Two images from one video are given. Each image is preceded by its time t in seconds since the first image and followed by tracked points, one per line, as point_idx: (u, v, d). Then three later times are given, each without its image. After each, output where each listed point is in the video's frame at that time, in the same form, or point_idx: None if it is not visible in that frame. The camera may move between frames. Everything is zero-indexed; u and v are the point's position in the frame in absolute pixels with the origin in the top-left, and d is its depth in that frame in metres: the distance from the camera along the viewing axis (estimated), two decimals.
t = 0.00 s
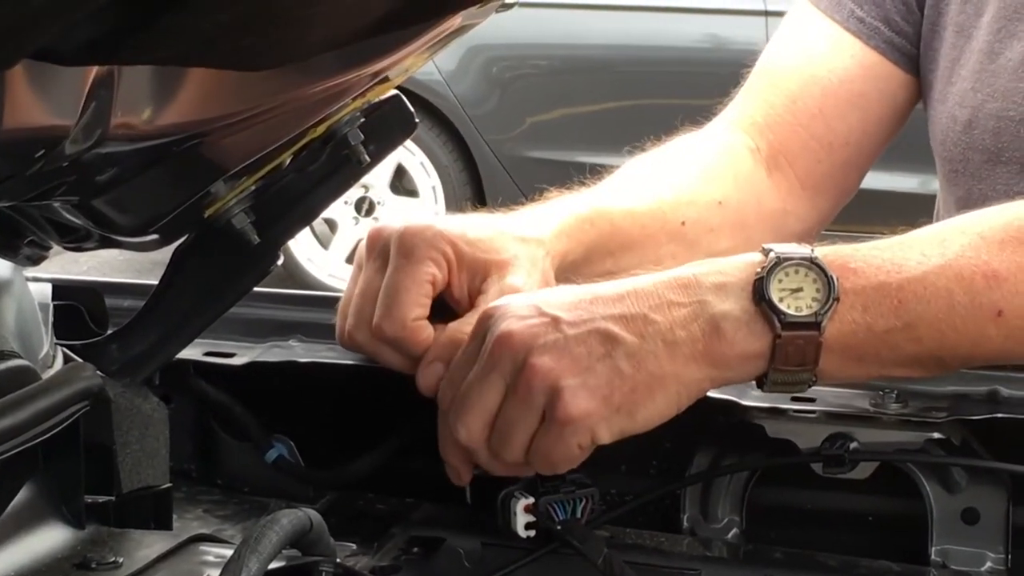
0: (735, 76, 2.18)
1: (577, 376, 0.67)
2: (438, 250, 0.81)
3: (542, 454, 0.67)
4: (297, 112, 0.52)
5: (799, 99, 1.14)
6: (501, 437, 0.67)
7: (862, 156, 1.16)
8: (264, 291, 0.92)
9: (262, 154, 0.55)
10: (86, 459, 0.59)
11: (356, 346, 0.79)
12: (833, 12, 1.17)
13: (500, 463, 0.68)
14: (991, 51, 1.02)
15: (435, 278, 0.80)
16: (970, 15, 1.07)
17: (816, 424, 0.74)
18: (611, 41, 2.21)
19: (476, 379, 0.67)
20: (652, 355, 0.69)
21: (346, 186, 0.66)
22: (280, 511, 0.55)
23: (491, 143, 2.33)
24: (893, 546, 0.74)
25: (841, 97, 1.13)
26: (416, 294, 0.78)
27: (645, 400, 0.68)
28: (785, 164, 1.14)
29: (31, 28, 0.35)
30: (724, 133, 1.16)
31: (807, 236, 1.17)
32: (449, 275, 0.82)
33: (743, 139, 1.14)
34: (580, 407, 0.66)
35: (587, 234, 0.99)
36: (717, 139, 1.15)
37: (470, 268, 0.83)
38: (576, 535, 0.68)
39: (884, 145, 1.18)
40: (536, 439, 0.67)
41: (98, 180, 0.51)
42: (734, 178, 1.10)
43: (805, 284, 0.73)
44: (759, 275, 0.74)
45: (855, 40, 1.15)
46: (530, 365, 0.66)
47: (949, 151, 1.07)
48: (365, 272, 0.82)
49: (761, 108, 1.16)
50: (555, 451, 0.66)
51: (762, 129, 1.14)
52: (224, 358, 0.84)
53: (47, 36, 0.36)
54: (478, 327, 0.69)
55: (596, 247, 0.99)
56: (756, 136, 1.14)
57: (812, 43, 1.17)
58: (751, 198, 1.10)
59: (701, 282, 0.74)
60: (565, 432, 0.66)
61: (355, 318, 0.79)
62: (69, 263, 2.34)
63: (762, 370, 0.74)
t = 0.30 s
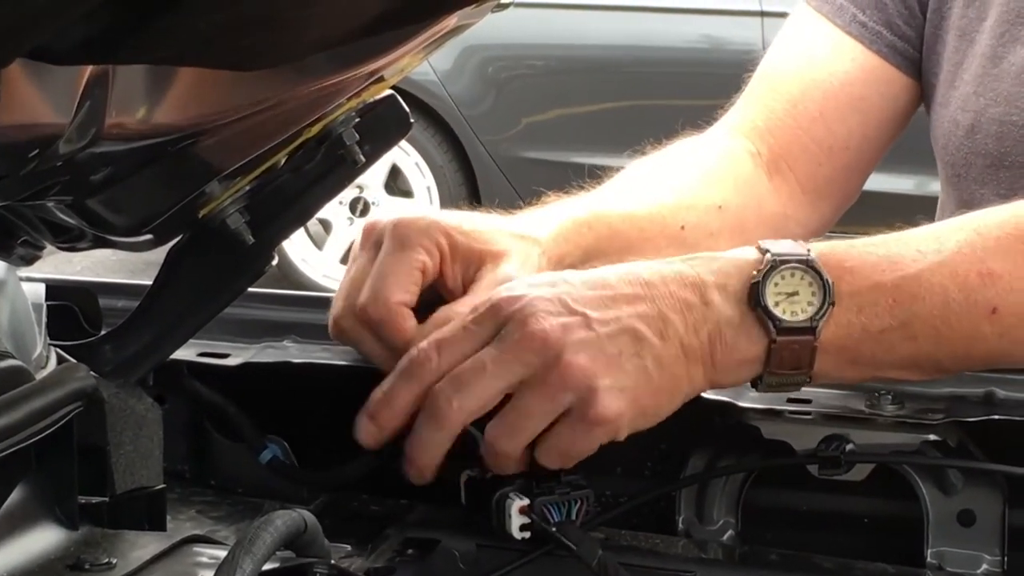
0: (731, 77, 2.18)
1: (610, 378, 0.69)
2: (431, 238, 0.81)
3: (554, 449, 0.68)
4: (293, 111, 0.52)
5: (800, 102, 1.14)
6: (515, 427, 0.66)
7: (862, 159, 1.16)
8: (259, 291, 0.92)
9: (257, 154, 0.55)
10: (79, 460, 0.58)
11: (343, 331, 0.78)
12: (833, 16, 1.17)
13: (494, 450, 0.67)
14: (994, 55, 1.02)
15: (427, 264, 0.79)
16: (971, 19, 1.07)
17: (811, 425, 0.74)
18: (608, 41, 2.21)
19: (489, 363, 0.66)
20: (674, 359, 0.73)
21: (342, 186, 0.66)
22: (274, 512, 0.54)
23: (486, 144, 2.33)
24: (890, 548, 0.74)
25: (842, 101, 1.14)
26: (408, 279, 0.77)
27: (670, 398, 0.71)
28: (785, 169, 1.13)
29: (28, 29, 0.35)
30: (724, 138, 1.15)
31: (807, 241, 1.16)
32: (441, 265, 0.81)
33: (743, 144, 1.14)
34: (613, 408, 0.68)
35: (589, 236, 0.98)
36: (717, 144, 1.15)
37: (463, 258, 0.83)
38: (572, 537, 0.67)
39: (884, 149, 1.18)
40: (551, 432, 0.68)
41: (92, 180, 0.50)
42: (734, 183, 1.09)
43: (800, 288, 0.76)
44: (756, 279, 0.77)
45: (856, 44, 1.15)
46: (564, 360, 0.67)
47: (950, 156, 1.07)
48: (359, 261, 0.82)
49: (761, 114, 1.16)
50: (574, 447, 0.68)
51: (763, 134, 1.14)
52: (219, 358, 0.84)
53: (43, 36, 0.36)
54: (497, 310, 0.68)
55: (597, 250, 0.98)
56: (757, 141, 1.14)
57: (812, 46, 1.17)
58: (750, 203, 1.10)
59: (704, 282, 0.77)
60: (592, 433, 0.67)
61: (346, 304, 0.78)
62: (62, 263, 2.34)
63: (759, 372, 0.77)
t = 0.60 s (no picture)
0: (728, 77, 2.18)
1: (615, 421, 0.66)
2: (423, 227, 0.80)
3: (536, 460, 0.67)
4: (289, 110, 0.51)
5: (797, 101, 1.14)
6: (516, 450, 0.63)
7: (859, 160, 1.17)
8: (255, 291, 0.92)
9: (254, 153, 0.55)
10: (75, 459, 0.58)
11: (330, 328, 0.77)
12: (829, 15, 1.18)
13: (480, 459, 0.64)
14: (991, 57, 1.02)
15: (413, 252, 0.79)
16: (967, 22, 1.08)
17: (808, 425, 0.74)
18: (606, 40, 2.21)
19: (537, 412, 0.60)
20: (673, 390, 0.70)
21: (338, 185, 0.66)
22: (271, 512, 0.54)
23: (484, 143, 2.32)
24: (885, 548, 0.74)
25: (838, 99, 1.14)
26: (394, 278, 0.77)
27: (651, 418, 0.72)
28: (781, 168, 1.13)
29: (21, 28, 0.35)
30: (719, 136, 1.15)
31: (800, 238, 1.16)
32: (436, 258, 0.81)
33: (739, 142, 1.14)
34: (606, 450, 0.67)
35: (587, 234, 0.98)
36: (712, 142, 1.14)
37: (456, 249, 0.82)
38: (568, 537, 0.67)
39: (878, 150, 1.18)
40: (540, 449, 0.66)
41: (88, 179, 0.50)
42: (730, 182, 1.09)
43: (802, 318, 0.72)
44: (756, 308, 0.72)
45: (851, 43, 1.16)
46: (586, 408, 0.63)
47: (949, 157, 1.08)
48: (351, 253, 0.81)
49: (757, 112, 1.15)
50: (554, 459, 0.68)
51: (759, 132, 1.14)
52: (216, 358, 0.84)
53: (38, 35, 0.36)
54: (564, 346, 0.61)
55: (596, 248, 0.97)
56: (754, 139, 1.14)
57: (808, 45, 1.17)
58: (748, 201, 1.09)
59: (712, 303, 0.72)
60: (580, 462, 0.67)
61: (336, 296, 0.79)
62: (59, 262, 2.34)
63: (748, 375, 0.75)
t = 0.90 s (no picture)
0: (728, 76, 2.19)
1: (582, 392, 0.67)
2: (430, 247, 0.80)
3: (536, 460, 0.68)
4: (289, 109, 0.51)
5: (797, 106, 1.14)
6: (493, 432, 0.67)
7: (860, 164, 1.17)
8: (255, 291, 0.92)
9: (253, 152, 0.55)
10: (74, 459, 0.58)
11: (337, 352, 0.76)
12: (830, 19, 1.17)
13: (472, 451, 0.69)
14: (994, 64, 1.02)
15: (421, 279, 0.79)
16: (969, 28, 1.07)
17: (808, 426, 0.74)
18: (606, 40, 2.21)
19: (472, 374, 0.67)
20: (652, 370, 0.70)
21: (338, 185, 0.66)
22: (270, 512, 0.54)
23: (483, 143, 2.32)
24: (885, 549, 0.74)
25: (838, 104, 1.14)
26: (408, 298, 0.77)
27: (648, 415, 0.70)
28: (780, 171, 1.14)
29: (19, 27, 0.35)
30: (718, 139, 1.16)
31: (799, 244, 1.17)
32: (438, 279, 0.81)
33: (738, 146, 1.15)
34: (585, 422, 0.66)
35: (586, 233, 0.99)
36: (711, 145, 1.15)
37: (460, 274, 0.83)
38: (567, 537, 0.67)
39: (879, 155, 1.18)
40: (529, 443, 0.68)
41: (87, 179, 0.50)
42: (729, 185, 1.10)
43: (794, 296, 0.73)
44: (748, 288, 0.74)
45: (848, 46, 1.15)
46: (535, 374, 0.66)
47: (951, 163, 1.07)
48: (354, 271, 0.82)
49: (756, 116, 1.16)
50: (553, 458, 0.67)
51: (759, 136, 1.15)
52: (215, 358, 0.84)
53: (36, 35, 0.36)
54: (487, 318, 0.67)
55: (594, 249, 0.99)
56: (752, 143, 1.15)
57: (808, 48, 1.17)
58: (745, 205, 1.10)
59: (693, 290, 0.74)
60: (566, 443, 0.67)
61: (338, 316, 0.77)
62: (58, 262, 2.33)
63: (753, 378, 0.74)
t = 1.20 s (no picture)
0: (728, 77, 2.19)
1: (573, 365, 0.67)
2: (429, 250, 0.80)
3: (507, 422, 0.67)
4: (288, 109, 0.51)
5: (803, 115, 1.15)
6: (470, 382, 0.66)
7: (865, 173, 1.17)
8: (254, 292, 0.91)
9: (253, 153, 0.55)
10: (72, 461, 0.58)
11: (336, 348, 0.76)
12: (839, 31, 1.17)
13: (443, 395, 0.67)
14: (1005, 75, 1.02)
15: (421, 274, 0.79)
16: (981, 39, 1.07)
17: (808, 428, 0.73)
18: (606, 40, 2.20)
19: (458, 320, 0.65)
20: (643, 356, 0.70)
21: (337, 186, 0.66)
22: (269, 513, 0.54)
23: (482, 144, 2.32)
24: (885, 551, 0.74)
25: (844, 114, 1.14)
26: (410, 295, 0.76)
27: (641, 389, 0.70)
28: (786, 180, 1.14)
29: (16, 26, 0.35)
30: (723, 147, 1.16)
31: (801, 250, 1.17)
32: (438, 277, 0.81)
33: (744, 154, 1.15)
34: (572, 397, 0.67)
35: (587, 237, 0.98)
36: (716, 152, 1.15)
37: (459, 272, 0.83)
38: (567, 539, 0.67)
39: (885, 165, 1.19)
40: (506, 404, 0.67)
41: (86, 179, 0.50)
42: (734, 192, 1.09)
43: (786, 292, 0.74)
44: (740, 282, 0.74)
45: (856, 57, 1.16)
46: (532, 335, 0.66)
47: (961, 174, 1.07)
48: (354, 271, 0.81)
49: (762, 124, 1.16)
50: (527, 423, 0.67)
51: (764, 144, 1.15)
52: (214, 359, 0.84)
53: (34, 36, 0.36)
54: (502, 273, 0.67)
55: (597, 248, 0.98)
56: (757, 151, 1.15)
57: (815, 57, 1.17)
58: (751, 212, 1.10)
59: (687, 281, 0.74)
60: (545, 413, 0.66)
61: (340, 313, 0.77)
62: (57, 263, 2.33)
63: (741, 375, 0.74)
